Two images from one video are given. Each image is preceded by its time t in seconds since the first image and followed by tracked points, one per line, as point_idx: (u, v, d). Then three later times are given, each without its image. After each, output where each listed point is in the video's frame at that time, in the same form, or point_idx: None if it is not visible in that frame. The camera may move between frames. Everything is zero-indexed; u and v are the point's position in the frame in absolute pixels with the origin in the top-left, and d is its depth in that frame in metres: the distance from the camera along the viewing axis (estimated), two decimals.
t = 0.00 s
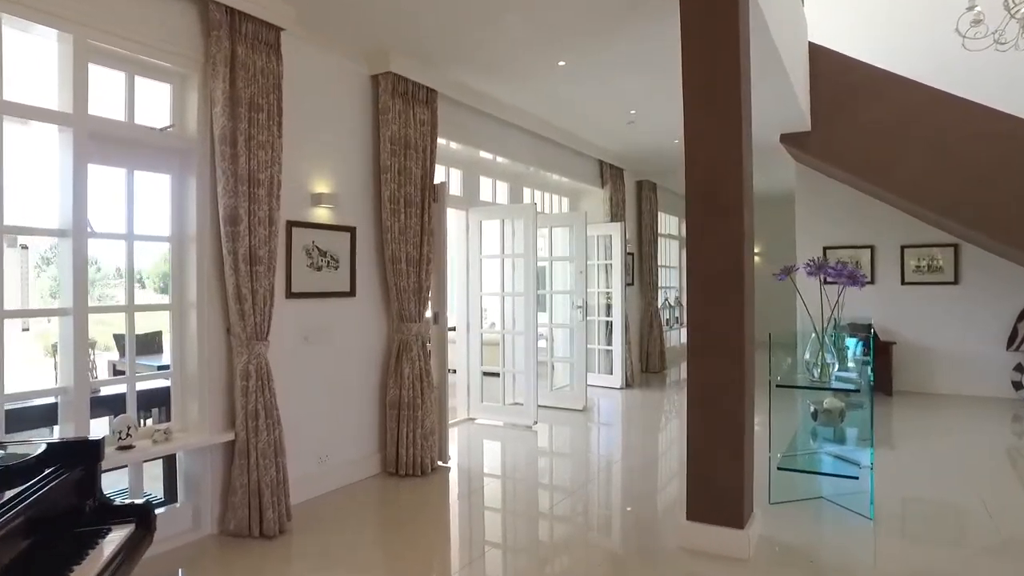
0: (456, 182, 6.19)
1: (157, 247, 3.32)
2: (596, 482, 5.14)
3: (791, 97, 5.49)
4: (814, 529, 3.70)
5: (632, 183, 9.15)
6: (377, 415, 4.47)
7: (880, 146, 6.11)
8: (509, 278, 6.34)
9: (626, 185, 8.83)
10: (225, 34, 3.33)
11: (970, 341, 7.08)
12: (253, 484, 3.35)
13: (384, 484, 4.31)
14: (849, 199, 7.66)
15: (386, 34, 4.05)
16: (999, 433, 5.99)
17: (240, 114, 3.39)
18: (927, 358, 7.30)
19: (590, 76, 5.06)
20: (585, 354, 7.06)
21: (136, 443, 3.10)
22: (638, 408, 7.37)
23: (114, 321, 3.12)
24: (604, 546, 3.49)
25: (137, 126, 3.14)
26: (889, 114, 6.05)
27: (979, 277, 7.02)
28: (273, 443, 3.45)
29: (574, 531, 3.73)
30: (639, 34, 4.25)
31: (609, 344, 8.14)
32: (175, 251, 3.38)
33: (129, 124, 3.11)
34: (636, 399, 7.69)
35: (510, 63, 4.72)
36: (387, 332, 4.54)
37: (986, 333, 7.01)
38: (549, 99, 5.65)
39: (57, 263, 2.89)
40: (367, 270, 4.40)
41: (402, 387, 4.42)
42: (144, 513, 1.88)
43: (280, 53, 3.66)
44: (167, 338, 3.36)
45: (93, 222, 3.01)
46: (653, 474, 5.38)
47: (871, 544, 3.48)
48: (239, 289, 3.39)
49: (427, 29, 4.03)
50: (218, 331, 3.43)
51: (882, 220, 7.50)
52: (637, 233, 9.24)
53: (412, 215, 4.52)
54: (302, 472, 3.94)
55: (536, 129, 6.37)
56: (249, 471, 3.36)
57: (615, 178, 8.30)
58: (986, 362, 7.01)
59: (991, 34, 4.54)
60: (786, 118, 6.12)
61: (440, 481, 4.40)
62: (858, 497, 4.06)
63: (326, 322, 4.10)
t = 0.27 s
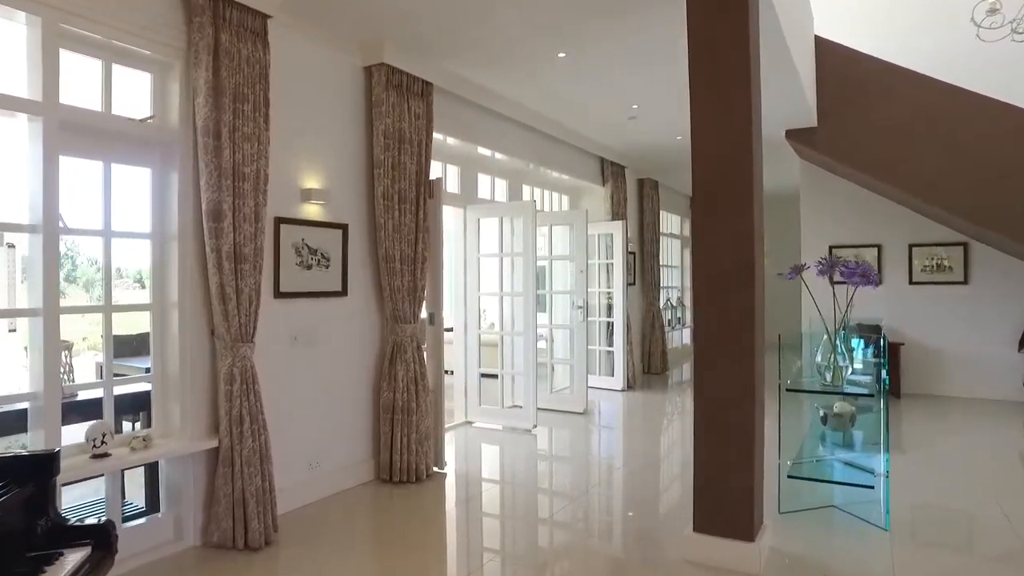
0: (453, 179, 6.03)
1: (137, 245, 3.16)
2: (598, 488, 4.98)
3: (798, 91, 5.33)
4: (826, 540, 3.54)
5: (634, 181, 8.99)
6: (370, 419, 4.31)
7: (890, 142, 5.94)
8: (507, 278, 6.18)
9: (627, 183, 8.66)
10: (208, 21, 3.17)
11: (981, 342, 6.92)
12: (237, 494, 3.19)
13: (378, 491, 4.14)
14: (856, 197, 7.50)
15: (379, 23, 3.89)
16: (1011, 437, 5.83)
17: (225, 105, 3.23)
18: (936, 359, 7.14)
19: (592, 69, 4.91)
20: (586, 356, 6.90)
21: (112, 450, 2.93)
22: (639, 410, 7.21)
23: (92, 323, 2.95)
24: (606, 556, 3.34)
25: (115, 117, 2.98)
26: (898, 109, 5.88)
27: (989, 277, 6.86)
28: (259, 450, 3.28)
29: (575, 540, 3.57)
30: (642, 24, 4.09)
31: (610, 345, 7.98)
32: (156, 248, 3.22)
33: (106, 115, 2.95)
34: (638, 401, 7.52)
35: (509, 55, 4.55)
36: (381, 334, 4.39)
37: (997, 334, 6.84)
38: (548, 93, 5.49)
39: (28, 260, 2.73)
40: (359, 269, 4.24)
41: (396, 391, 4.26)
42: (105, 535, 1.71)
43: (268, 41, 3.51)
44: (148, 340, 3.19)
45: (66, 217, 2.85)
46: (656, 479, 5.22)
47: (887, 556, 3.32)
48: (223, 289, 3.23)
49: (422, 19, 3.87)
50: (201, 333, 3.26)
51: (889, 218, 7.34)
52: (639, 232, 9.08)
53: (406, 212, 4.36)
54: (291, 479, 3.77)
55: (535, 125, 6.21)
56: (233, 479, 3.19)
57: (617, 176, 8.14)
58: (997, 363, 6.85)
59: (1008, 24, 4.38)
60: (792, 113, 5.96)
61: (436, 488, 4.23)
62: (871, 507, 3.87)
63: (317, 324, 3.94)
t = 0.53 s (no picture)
0: (451, 177, 5.86)
1: (116, 245, 2.98)
2: (600, 495, 4.81)
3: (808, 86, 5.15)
4: (842, 555, 3.37)
5: (636, 180, 8.82)
6: (364, 427, 4.15)
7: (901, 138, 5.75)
8: (507, 279, 6.01)
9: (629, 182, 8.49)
10: (189, 9, 3.00)
11: (993, 344, 6.75)
12: (221, 509, 3.01)
13: (372, 501, 3.98)
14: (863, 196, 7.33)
15: (372, 15, 3.72)
16: None
17: (208, 98, 3.05)
18: (946, 362, 6.97)
19: (594, 63, 4.74)
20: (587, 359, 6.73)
21: (87, 463, 2.76)
22: (642, 415, 7.04)
23: (68, 328, 2.79)
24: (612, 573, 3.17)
25: (91, 109, 2.80)
26: (910, 106, 5.69)
27: (1002, 277, 6.69)
28: (244, 462, 3.11)
29: (578, 554, 3.40)
30: (647, 15, 3.92)
31: (612, 348, 7.81)
32: (136, 249, 3.04)
33: (81, 107, 2.77)
34: (640, 405, 7.36)
35: (508, 48, 4.36)
36: (375, 338, 4.22)
37: (1009, 336, 6.67)
38: (549, 88, 5.32)
39: None
40: (353, 270, 4.08)
41: (390, 397, 4.10)
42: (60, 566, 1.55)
43: (254, 32, 3.34)
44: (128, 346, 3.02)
45: (37, 215, 2.67)
46: (661, 486, 5.05)
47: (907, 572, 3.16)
48: (206, 292, 3.06)
49: (417, 10, 3.70)
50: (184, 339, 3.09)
51: (897, 218, 7.17)
52: (641, 232, 8.91)
53: (401, 211, 4.20)
54: (281, 491, 3.60)
55: (535, 122, 6.05)
56: (217, 493, 3.02)
57: (619, 175, 7.97)
58: (1009, 366, 6.68)
59: None
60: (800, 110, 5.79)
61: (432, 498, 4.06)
62: (887, 520, 3.71)
63: (308, 328, 3.78)
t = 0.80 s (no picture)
0: (447, 174, 5.71)
1: (91, 242, 2.82)
2: (601, 500, 4.65)
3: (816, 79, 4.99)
4: (856, 567, 3.22)
5: (638, 177, 8.66)
6: (356, 432, 3.99)
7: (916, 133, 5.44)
8: (505, 278, 5.85)
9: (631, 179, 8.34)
10: None
11: (1004, 345, 6.59)
12: (201, 519, 2.86)
13: (364, 509, 3.82)
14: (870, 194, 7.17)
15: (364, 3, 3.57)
16: None
17: (188, 87, 2.89)
18: (955, 363, 6.81)
19: (596, 55, 4.58)
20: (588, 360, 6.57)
21: (58, 472, 2.60)
22: (644, 417, 6.89)
23: (39, 330, 2.62)
24: None
25: (63, 98, 2.64)
26: (924, 99, 5.38)
27: (1013, 277, 6.53)
28: (227, 470, 2.96)
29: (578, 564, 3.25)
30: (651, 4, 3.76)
31: (613, 348, 7.65)
32: (113, 246, 2.88)
33: (53, 95, 2.61)
34: (642, 407, 7.20)
35: (506, 39, 4.20)
36: (368, 339, 4.07)
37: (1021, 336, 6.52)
38: (549, 82, 5.16)
39: None
40: (344, 269, 3.93)
41: (383, 400, 3.95)
42: None
43: (239, 18, 3.18)
44: (104, 348, 2.86)
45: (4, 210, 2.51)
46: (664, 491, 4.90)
47: None
48: (186, 291, 2.90)
49: None
50: (164, 341, 2.93)
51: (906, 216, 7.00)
52: (643, 230, 8.76)
53: (395, 208, 4.04)
54: (267, 499, 3.45)
55: (534, 117, 5.90)
56: (197, 503, 2.86)
57: (621, 172, 7.82)
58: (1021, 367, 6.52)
59: None
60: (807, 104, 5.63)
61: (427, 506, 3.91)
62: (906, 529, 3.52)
63: (296, 329, 3.62)
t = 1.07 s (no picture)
0: (443, 171, 5.58)
1: (66, 238, 2.66)
2: (603, 505, 4.50)
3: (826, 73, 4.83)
4: None
5: (640, 175, 8.51)
6: (348, 437, 3.85)
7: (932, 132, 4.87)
8: (503, 278, 5.70)
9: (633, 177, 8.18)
10: None
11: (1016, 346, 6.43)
12: (180, 532, 2.70)
13: (356, 518, 3.67)
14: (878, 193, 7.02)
15: None
16: None
17: (167, 75, 2.74)
18: (965, 365, 6.66)
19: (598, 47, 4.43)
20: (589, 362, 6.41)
21: (27, 483, 2.44)
22: (646, 420, 6.73)
23: (7, 331, 2.46)
24: None
25: (33, 85, 2.48)
26: (947, 93, 4.73)
27: None
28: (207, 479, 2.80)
29: None
30: None
31: (615, 350, 7.49)
32: (88, 242, 2.72)
33: (22, 82, 2.45)
34: (644, 410, 7.05)
35: (505, 31, 4.06)
36: (360, 340, 3.93)
37: None
38: (549, 76, 5.01)
39: None
40: (336, 268, 3.79)
41: (376, 404, 3.80)
42: None
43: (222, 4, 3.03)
44: (78, 351, 2.70)
45: None
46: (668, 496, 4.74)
47: None
48: (164, 291, 2.75)
49: None
50: (142, 343, 2.77)
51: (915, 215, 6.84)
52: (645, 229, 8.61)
53: (388, 205, 3.90)
54: (254, 508, 3.30)
55: (534, 112, 5.75)
56: (175, 515, 2.70)
57: (623, 170, 7.67)
58: None
59: None
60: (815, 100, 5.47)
61: (422, 513, 3.77)
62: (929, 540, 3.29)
63: (285, 331, 3.48)
